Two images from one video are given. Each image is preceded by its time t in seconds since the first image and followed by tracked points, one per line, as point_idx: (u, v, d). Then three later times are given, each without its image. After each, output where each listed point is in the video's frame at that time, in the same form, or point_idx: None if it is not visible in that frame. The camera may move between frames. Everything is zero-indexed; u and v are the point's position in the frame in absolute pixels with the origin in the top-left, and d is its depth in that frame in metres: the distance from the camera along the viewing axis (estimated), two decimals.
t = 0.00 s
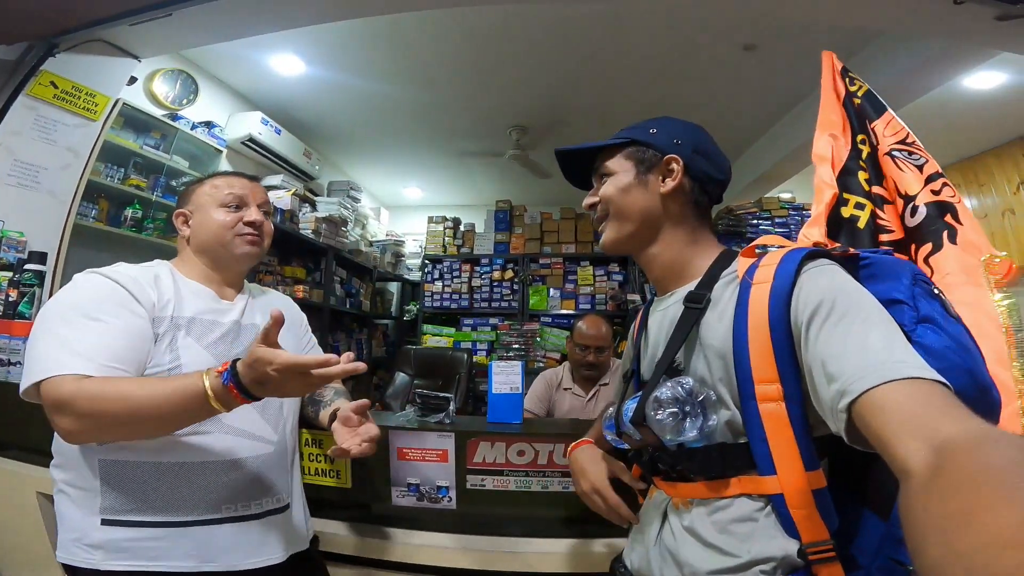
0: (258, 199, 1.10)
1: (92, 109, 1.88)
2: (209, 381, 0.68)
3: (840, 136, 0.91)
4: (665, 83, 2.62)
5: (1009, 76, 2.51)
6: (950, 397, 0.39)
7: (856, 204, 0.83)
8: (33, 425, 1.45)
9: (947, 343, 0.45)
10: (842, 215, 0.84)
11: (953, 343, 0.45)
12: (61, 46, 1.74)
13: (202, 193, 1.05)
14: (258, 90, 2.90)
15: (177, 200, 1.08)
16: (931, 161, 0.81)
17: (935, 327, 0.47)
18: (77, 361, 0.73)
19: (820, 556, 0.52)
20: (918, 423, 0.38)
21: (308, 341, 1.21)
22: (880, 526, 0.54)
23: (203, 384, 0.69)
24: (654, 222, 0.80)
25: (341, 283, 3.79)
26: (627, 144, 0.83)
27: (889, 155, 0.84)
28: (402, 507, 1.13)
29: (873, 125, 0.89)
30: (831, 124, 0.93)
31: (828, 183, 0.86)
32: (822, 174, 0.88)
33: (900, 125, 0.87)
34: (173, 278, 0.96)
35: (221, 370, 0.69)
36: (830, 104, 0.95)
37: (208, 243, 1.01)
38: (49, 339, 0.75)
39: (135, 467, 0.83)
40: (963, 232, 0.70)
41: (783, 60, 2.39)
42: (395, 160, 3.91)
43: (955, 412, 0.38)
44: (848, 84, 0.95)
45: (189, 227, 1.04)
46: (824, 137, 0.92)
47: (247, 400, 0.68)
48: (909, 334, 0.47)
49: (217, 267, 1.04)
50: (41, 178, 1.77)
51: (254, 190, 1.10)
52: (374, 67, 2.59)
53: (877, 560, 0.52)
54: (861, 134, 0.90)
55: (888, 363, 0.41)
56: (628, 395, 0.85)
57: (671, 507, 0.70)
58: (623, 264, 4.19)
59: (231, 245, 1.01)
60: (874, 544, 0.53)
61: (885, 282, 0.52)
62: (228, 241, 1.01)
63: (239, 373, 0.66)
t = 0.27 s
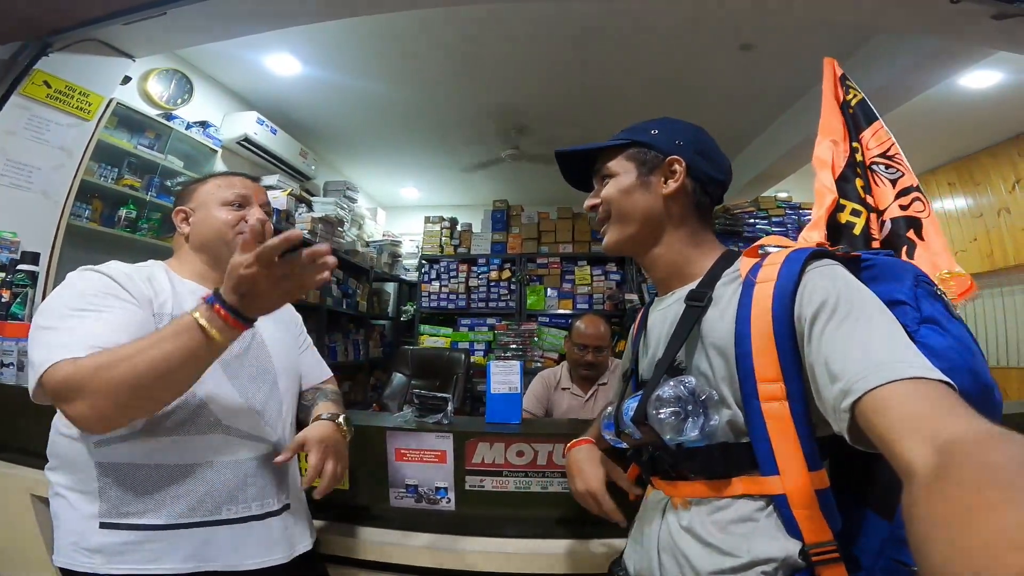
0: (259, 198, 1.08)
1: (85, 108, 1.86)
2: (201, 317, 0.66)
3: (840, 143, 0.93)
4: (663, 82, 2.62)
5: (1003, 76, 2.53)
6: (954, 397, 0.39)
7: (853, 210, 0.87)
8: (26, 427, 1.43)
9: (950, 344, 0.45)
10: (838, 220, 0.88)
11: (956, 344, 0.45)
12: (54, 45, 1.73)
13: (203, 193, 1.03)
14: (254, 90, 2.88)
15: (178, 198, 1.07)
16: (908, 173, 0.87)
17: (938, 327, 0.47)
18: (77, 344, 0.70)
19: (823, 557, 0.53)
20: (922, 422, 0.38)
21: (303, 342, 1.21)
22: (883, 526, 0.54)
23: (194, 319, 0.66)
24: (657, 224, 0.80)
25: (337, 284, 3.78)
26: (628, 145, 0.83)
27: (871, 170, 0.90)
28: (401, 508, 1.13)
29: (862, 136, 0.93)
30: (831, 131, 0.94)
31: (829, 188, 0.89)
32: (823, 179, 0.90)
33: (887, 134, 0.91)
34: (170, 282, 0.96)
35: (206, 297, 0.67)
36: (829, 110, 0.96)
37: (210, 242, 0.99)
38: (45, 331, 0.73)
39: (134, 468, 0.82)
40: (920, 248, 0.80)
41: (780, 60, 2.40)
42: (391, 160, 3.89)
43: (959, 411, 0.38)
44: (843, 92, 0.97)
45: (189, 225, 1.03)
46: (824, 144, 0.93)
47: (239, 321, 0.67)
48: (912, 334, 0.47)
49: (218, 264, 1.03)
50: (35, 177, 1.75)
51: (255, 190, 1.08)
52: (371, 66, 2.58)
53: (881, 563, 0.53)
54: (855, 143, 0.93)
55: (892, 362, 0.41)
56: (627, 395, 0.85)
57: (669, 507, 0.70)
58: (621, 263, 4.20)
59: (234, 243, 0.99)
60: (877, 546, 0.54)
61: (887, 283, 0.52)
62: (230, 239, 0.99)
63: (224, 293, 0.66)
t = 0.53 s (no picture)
0: (264, 215, 1.08)
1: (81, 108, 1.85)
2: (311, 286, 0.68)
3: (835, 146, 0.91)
4: (660, 82, 2.63)
5: (1000, 76, 2.54)
6: (951, 397, 0.39)
7: (843, 214, 0.85)
8: (21, 429, 1.43)
9: (946, 345, 0.45)
10: (831, 224, 0.87)
11: (952, 345, 0.45)
12: (50, 44, 1.71)
13: (206, 199, 1.02)
14: (251, 89, 2.87)
15: (182, 195, 1.06)
16: (894, 183, 0.85)
17: (934, 328, 0.47)
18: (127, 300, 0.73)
19: (823, 556, 0.53)
20: (920, 421, 0.38)
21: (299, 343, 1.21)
22: (881, 525, 0.54)
23: (303, 288, 0.68)
24: (656, 228, 0.80)
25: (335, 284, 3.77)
26: (629, 147, 0.83)
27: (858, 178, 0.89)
28: (400, 510, 1.12)
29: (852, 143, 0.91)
30: (827, 133, 0.93)
31: (822, 192, 0.87)
32: (819, 182, 0.89)
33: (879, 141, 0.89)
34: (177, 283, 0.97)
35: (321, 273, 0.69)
36: (823, 115, 0.95)
37: (201, 254, 1.00)
38: (91, 301, 0.74)
39: (129, 468, 0.82)
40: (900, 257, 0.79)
41: (777, 60, 2.40)
42: (389, 160, 3.89)
43: (956, 410, 0.38)
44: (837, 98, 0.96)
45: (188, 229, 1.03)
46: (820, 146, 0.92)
47: (342, 303, 0.69)
48: (909, 335, 0.47)
49: (205, 275, 1.04)
50: (30, 177, 1.75)
51: (261, 207, 1.07)
52: (369, 66, 2.57)
53: (880, 562, 0.53)
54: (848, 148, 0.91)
55: (890, 362, 0.41)
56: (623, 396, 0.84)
57: (667, 508, 0.70)
58: (619, 263, 4.20)
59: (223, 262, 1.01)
60: (875, 545, 0.53)
61: (884, 284, 0.53)
62: (221, 258, 1.00)
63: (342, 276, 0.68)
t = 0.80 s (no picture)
0: (248, 204, 1.11)
1: (79, 109, 1.85)
2: (312, 330, 0.84)
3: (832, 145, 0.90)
4: (659, 83, 2.63)
5: (998, 76, 2.55)
6: (943, 398, 0.39)
7: (841, 213, 0.84)
8: (18, 430, 1.42)
9: (939, 345, 0.45)
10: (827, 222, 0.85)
11: (945, 346, 0.45)
12: (47, 46, 1.70)
13: (188, 198, 1.04)
14: (249, 91, 2.87)
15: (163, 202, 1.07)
16: (896, 184, 0.85)
17: (927, 329, 0.47)
18: (131, 307, 0.74)
19: (815, 557, 0.52)
20: (912, 422, 0.38)
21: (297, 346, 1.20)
22: (874, 525, 0.54)
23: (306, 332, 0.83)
24: (651, 229, 0.80)
25: (334, 285, 3.77)
26: (622, 150, 0.83)
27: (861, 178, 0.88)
28: (400, 512, 1.12)
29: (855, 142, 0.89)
30: (824, 132, 0.91)
31: (821, 191, 0.84)
32: (815, 180, 0.87)
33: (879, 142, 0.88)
34: (179, 288, 0.97)
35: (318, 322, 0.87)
36: (820, 113, 0.93)
37: (196, 249, 1.01)
38: (93, 303, 0.75)
39: (129, 471, 0.82)
40: (906, 259, 0.79)
41: (775, 60, 2.40)
42: (388, 161, 3.89)
43: (949, 412, 0.38)
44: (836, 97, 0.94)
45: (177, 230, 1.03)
46: (818, 144, 0.90)
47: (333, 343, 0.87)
48: (902, 336, 0.47)
49: (205, 271, 1.04)
50: (28, 180, 1.74)
51: (244, 196, 1.10)
52: (367, 67, 2.57)
53: (873, 562, 0.53)
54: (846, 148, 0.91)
55: (882, 363, 0.41)
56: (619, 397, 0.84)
57: (664, 508, 0.70)
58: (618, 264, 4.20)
59: (220, 251, 1.02)
60: (869, 544, 0.54)
61: (878, 284, 0.53)
62: (217, 247, 1.02)
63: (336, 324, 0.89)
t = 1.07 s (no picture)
0: (231, 199, 1.11)
1: (77, 109, 1.84)
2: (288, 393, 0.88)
3: (829, 144, 0.90)
4: (657, 83, 2.63)
5: (995, 76, 2.56)
6: (943, 394, 0.39)
7: (838, 211, 0.85)
8: (16, 431, 1.42)
9: (940, 342, 0.45)
10: (826, 221, 0.85)
11: (946, 343, 0.45)
12: (46, 47, 1.70)
13: (172, 200, 1.04)
14: (248, 92, 2.87)
15: (147, 209, 1.07)
16: (912, 178, 0.81)
17: (927, 326, 0.47)
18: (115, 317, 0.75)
19: (819, 555, 0.52)
20: (912, 419, 0.38)
21: (294, 344, 1.20)
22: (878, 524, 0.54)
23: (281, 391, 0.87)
24: (649, 228, 0.80)
25: (333, 287, 3.77)
26: (620, 148, 0.83)
27: (874, 174, 0.84)
28: (399, 512, 1.11)
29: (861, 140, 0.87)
30: (821, 131, 0.91)
31: (818, 189, 0.85)
32: (812, 179, 0.86)
33: (887, 139, 0.86)
34: (168, 288, 0.96)
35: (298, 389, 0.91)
36: (817, 113, 0.93)
37: (189, 247, 1.01)
38: (72, 310, 0.76)
39: (127, 470, 0.81)
40: (932, 252, 0.75)
41: (773, 60, 2.41)
42: (387, 162, 3.89)
43: (949, 409, 0.38)
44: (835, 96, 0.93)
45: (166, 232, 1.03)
46: (814, 143, 0.89)
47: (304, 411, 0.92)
48: (902, 333, 0.47)
49: (202, 268, 1.04)
50: (26, 180, 1.74)
51: (226, 192, 1.11)
52: (366, 68, 2.58)
53: (875, 560, 0.53)
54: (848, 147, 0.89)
55: (881, 360, 0.41)
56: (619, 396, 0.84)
57: (665, 506, 0.70)
58: (617, 264, 4.20)
59: (213, 244, 1.02)
60: (872, 543, 0.54)
61: (878, 282, 0.52)
62: (209, 242, 1.02)
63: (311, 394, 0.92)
